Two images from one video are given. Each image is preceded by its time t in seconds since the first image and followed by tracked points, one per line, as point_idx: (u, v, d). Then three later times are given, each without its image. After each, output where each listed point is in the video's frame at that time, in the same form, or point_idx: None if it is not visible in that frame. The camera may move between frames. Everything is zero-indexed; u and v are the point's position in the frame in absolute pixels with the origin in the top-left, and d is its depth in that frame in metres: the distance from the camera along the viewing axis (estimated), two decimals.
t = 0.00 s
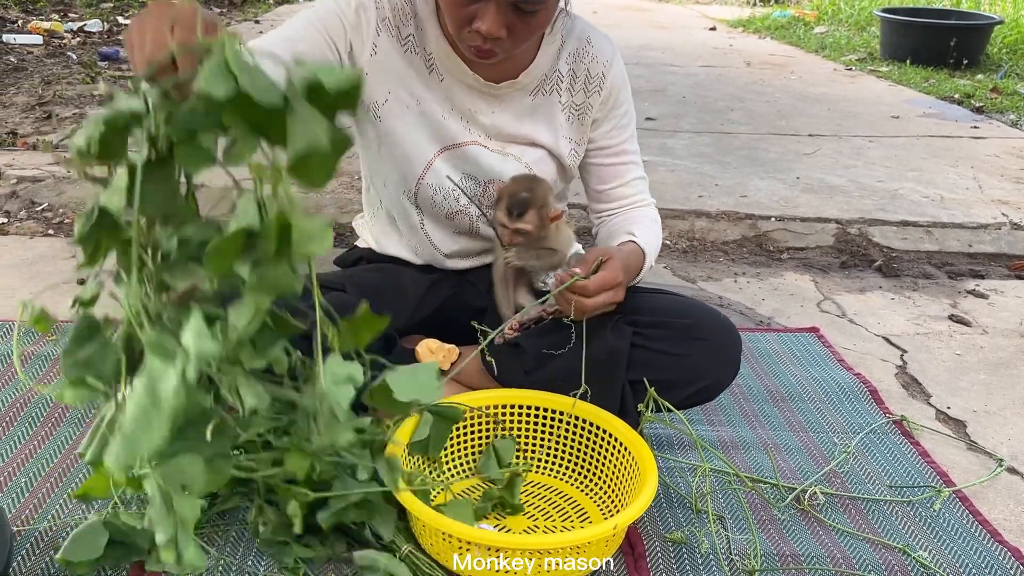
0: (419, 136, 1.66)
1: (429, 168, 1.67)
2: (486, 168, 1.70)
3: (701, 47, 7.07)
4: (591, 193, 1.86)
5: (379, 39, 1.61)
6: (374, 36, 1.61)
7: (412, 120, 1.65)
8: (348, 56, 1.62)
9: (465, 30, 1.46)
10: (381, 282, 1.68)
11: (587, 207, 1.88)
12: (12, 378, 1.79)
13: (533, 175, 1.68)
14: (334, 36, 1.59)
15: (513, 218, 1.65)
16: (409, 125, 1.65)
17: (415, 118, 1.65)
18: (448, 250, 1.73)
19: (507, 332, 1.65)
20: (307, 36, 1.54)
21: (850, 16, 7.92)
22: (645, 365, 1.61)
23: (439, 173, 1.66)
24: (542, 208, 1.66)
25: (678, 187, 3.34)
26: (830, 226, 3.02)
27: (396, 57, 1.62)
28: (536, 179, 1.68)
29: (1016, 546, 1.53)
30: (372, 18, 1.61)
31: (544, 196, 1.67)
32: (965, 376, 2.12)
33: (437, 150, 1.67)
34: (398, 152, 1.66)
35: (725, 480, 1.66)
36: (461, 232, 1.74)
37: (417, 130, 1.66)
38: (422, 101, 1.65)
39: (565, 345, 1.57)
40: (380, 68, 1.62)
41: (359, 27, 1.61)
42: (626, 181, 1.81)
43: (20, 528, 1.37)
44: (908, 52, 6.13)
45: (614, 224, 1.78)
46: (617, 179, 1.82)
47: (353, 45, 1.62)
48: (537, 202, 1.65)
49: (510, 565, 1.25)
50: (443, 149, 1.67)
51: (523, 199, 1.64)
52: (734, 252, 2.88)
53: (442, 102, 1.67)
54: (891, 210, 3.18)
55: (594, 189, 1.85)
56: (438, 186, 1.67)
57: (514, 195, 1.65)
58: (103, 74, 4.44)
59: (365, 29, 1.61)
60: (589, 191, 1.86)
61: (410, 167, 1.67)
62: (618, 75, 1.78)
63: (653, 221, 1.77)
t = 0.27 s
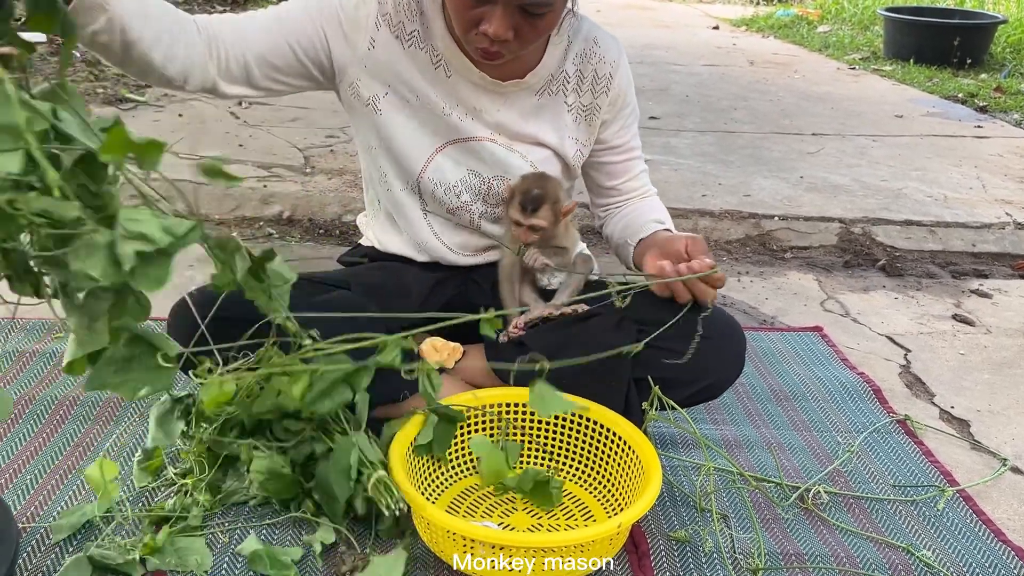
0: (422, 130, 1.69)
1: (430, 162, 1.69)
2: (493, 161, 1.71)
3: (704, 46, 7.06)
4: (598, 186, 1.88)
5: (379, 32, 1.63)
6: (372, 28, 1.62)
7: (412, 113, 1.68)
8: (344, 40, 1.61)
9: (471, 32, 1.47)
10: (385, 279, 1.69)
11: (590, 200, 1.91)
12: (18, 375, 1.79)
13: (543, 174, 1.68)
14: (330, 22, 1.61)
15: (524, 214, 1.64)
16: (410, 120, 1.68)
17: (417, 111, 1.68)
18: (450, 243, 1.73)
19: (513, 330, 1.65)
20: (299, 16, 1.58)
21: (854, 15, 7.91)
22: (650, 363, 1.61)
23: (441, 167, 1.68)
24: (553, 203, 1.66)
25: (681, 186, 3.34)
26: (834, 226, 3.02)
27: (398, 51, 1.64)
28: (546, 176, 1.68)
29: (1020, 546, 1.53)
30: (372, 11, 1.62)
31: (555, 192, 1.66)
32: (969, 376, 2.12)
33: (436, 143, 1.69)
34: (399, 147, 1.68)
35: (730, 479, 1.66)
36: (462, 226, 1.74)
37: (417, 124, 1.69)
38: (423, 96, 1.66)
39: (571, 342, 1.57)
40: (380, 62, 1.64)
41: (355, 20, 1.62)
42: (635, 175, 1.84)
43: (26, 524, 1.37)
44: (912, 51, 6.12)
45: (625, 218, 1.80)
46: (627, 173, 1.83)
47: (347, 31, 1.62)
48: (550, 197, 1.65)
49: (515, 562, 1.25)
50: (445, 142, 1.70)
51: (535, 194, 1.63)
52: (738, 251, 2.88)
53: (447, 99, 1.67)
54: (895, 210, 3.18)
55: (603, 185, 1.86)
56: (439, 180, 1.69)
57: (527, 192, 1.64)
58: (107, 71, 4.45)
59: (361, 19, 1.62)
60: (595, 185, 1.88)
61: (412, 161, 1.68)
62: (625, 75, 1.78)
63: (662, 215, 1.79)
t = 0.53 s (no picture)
0: (418, 134, 1.70)
1: (429, 163, 1.70)
2: (491, 160, 1.71)
3: (707, 45, 7.06)
4: (598, 186, 1.87)
5: (371, 39, 1.64)
6: (363, 36, 1.64)
7: (410, 118, 1.69)
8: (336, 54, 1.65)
9: (464, 28, 1.46)
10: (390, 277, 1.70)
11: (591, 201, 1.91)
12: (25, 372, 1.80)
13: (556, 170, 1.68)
14: (320, 40, 1.64)
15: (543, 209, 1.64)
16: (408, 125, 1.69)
17: (413, 115, 1.69)
18: (452, 247, 1.73)
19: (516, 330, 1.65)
20: (291, 43, 1.63)
21: (857, 14, 7.91)
22: (654, 361, 1.61)
23: (441, 167, 1.69)
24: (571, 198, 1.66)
25: (684, 185, 3.34)
26: (837, 225, 3.02)
27: (391, 56, 1.66)
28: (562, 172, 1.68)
29: None
30: (360, 21, 1.64)
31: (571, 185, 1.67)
32: (973, 375, 2.12)
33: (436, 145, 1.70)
34: (397, 151, 1.70)
35: (734, 478, 1.66)
36: (466, 230, 1.75)
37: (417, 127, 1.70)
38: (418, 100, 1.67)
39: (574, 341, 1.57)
40: (374, 70, 1.66)
41: (346, 33, 1.64)
42: (632, 173, 1.82)
43: (33, 521, 1.38)
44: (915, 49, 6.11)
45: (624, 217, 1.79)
46: (625, 172, 1.82)
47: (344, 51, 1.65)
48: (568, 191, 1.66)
49: (518, 558, 1.25)
50: (445, 143, 1.70)
51: (555, 189, 1.63)
52: (741, 250, 2.88)
53: (444, 99, 1.68)
54: (899, 209, 3.17)
55: (603, 184, 1.85)
56: (440, 181, 1.70)
57: (546, 187, 1.64)
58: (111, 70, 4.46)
59: (353, 30, 1.64)
60: (595, 185, 1.87)
61: (412, 163, 1.70)
62: (624, 72, 1.76)
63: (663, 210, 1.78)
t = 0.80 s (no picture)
0: (411, 141, 1.69)
1: (425, 168, 1.69)
2: (486, 157, 1.70)
3: (710, 43, 7.05)
4: (602, 175, 1.85)
5: (359, 48, 1.64)
6: (350, 47, 1.63)
7: (405, 124, 1.68)
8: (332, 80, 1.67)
9: (437, 24, 1.47)
10: (392, 275, 1.69)
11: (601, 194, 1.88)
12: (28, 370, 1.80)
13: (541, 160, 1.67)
14: (311, 59, 1.64)
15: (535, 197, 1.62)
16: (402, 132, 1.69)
17: (406, 122, 1.68)
18: (453, 249, 1.74)
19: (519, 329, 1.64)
20: (284, 66, 1.63)
21: (860, 13, 7.90)
22: (655, 358, 1.61)
23: (438, 169, 1.68)
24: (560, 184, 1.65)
25: (687, 183, 3.34)
26: (840, 224, 3.02)
27: (378, 63, 1.65)
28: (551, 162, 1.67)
29: None
30: (346, 35, 1.63)
31: (562, 174, 1.66)
32: (977, 374, 2.12)
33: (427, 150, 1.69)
34: (389, 157, 1.69)
35: (738, 477, 1.66)
36: (467, 231, 1.75)
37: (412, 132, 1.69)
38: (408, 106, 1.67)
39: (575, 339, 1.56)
40: (363, 82, 1.66)
41: (335, 50, 1.64)
42: (636, 155, 1.80)
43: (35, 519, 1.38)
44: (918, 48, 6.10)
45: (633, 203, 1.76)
46: (627, 155, 1.80)
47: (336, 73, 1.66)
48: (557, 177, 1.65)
49: (520, 557, 1.25)
50: (439, 146, 1.69)
51: (541, 174, 1.62)
52: (744, 249, 2.88)
53: (434, 100, 1.68)
54: (902, 208, 3.17)
55: (605, 171, 1.84)
56: (438, 185, 1.69)
57: (532, 173, 1.63)
58: (114, 68, 4.46)
59: (342, 46, 1.64)
60: (600, 174, 1.85)
61: (408, 170, 1.69)
62: (612, 55, 1.76)
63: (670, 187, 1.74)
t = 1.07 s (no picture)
0: (416, 146, 1.68)
1: (429, 169, 1.68)
2: (490, 154, 1.70)
3: (712, 42, 7.04)
4: (604, 166, 1.88)
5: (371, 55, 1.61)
6: (364, 53, 1.60)
7: (411, 127, 1.67)
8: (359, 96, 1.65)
9: (439, 20, 1.46)
10: (397, 274, 1.69)
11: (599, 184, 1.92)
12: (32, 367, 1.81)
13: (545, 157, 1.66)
14: (331, 68, 1.58)
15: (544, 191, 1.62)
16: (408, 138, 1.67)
17: (410, 126, 1.67)
18: (458, 248, 1.74)
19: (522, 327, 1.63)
20: (303, 85, 1.54)
21: (863, 12, 7.88)
22: (660, 357, 1.60)
23: (443, 171, 1.68)
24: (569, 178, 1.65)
25: (689, 182, 3.34)
26: (843, 222, 3.01)
27: (387, 67, 1.64)
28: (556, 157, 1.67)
29: None
30: (361, 41, 1.59)
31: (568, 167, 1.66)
32: (980, 373, 2.11)
33: (432, 152, 1.68)
34: (395, 160, 1.69)
35: (740, 475, 1.66)
36: (473, 231, 1.75)
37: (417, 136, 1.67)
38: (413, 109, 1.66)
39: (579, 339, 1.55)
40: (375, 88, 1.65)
41: (355, 55, 1.60)
42: (637, 147, 1.84)
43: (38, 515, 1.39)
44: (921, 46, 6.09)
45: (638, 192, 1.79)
46: (628, 147, 1.84)
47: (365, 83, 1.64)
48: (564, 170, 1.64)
49: (523, 556, 1.25)
50: (443, 148, 1.68)
51: (551, 169, 1.62)
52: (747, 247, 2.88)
53: (437, 101, 1.68)
54: (904, 206, 3.17)
55: (607, 163, 1.86)
56: (441, 186, 1.69)
57: (542, 170, 1.62)
58: (116, 67, 4.46)
59: (359, 50, 1.60)
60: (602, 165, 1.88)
61: (412, 174, 1.68)
62: (613, 48, 1.78)
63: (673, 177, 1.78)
